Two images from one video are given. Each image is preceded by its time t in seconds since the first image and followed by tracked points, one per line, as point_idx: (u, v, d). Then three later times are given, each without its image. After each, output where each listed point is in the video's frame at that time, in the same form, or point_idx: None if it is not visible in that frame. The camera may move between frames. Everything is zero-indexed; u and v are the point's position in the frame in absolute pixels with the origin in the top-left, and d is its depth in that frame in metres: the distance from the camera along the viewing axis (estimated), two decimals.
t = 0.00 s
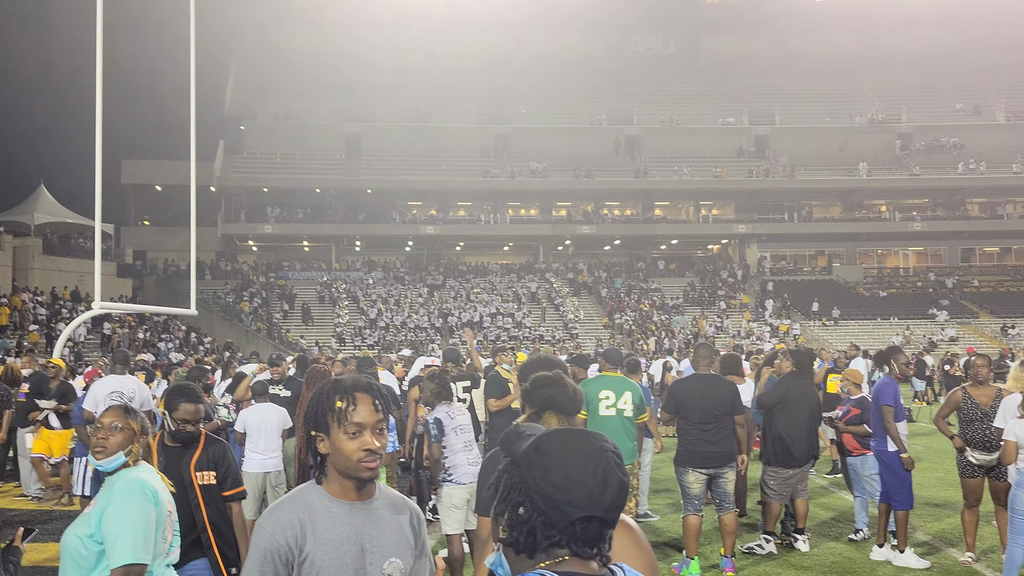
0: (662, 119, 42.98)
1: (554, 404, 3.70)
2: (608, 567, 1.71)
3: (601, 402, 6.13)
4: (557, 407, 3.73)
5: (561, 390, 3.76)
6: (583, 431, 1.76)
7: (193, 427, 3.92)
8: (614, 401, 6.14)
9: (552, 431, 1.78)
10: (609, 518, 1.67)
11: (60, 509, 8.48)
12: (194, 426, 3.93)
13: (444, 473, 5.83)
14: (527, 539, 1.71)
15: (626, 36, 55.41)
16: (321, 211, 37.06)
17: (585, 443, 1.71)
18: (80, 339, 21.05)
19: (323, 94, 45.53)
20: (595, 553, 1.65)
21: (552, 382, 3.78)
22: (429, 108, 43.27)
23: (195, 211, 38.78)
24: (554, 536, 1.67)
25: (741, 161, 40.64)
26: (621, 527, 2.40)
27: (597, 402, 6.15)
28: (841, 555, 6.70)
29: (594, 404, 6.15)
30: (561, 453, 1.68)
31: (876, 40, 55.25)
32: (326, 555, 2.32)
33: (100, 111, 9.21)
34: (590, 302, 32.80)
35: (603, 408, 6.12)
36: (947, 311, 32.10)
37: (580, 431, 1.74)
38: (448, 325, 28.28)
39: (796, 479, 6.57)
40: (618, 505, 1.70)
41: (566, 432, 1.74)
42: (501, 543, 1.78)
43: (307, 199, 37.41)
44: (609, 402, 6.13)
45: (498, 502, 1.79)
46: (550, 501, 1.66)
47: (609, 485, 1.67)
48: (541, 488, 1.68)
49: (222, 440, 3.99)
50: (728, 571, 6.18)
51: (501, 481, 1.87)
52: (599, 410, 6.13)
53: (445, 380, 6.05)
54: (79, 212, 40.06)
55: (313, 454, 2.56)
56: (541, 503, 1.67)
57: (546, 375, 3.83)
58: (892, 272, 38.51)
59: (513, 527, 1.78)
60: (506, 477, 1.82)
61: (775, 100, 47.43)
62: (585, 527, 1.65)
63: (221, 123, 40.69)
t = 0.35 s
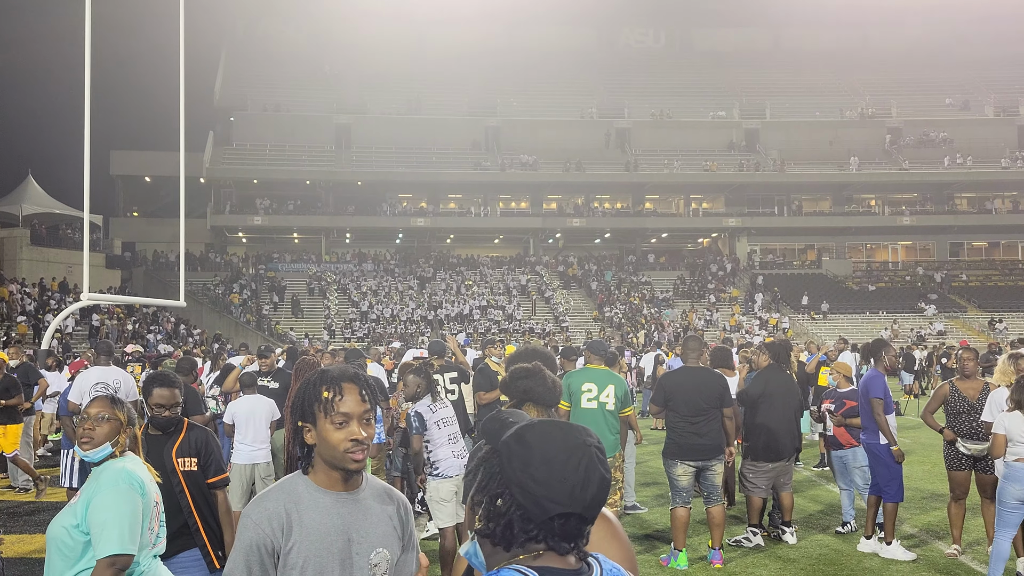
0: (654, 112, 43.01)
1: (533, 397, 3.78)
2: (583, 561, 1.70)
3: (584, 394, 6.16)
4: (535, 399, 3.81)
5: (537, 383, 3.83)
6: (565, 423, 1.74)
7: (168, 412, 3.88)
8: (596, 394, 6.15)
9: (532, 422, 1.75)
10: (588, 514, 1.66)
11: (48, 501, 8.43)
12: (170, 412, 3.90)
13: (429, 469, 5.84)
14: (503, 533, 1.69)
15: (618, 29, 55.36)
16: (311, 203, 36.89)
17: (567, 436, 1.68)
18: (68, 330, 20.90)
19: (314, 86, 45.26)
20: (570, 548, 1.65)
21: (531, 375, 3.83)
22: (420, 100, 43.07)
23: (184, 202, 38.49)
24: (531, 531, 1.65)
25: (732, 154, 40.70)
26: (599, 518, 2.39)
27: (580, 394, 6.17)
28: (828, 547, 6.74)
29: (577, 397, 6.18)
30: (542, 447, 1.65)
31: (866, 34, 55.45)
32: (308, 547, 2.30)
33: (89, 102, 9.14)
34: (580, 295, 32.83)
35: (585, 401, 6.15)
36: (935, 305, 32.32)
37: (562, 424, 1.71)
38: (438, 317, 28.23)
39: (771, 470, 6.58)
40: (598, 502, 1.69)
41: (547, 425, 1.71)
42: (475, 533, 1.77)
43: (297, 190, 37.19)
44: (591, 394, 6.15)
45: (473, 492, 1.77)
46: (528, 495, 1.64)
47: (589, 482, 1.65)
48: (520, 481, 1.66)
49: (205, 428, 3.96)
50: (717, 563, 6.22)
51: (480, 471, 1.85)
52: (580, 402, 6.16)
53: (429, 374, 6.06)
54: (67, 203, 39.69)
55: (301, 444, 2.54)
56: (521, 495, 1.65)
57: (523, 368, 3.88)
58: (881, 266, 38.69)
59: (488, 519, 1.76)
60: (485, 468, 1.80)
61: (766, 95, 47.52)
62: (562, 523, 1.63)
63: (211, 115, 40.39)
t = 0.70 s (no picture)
0: (650, 108, 42.97)
1: (517, 389, 3.52)
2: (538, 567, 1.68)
3: (572, 388, 6.16)
4: (521, 394, 3.54)
5: (522, 377, 3.60)
6: (517, 426, 1.73)
7: (165, 400, 3.80)
8: (584, 388, 6.15)
9: (485, 426, 1.74)
10: (540, 517, 1.63)
11: (42, 496, 8.40)
12: (167, 400, 3.82)
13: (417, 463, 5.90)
14: (452, 535, 1.66)
15: (615, 25, 55.30)
16: (308, 198, 36.78)
17: (519, 438, 1.68)
18: (64, 325, 20.84)
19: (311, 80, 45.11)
20: (522, 554, 1.62)
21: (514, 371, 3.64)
22: (417, 95, 42.95)
23: (180, 197, 38.35)
24: (481, 535, 1.62)
25: (729, 151, 40.70)
26: (579, 517, 2.50)
27: (568, 389, 6.17)
28: (823, 543, 6.75)
29: (565, 391, 6.19)
30: (491, 451, 1.64)
31: (863, 30, 55.48)
32: (301, 541, 2.29)
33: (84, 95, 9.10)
34: (576, 291, 32.81)
35: (573, 395, 6.15)
36: (930, 301, 32.42)
37: (512, 426, 1.70)
38: (435, 312, 28.19)
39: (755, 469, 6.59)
40: (551, 505, 1.67)
41: (498, 427, 1.70)
42: (425, 542, 1.73)
43: (293, 185, 37.09)
44: (580, 388, 6.15)
45: (423, 498, 1.74)
46: (479, 499, 1.61)
47: (540, 484, 1.63)
48: (469, 484, 1.64)
49: (197, 421, 3.90)
50: (712, 558, 6.23)
51: (432, 478, 1.83)
52: (569, 397, 6.17)
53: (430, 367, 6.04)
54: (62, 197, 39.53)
55: (294, 439, 2.53)
56: (469, 500, 1.63)
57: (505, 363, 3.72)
58: (876, 263, 38.77)
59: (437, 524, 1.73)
60: (438, 473, 1.78)
61: (763, 91, 47.52)
62: (513, 525, 1.60)
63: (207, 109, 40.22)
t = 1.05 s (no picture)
0: (654, 107, 42.95)
1: (511, 394, 3.48)
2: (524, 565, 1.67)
3: (574, 388, 6.18)
4: (512, 398, 3.50)
5: (513, 381, 3.53)
6: (495, 422, 1.74)
7: (178, 397, 3.78)
8: (586, 387, 6.18)
9: (465, 423, 1.75)
10: (521, 513, 1.63)
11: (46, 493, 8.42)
12: (180, 397, 3.79)
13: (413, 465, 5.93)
14: (435, 534, 1.67)
15: (618, 23, 55.26)
16: (311, 195, 36.80)
17: (497, 433, 1.69)
18: (67, 321, 20.92)
19: (314, 78, 45.13)
20: (507, 550, 1.62)
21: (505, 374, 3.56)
22: (420, 93, 42.96)
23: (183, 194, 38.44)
24: (463, 533, 1.63)
25: (732, 150, 40.64)
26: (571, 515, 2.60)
27: (570, 388, 6.19)
28: (826, 542, 6.75)
29: (568, 391, 6.20)
30: (469, 446, 1.65)
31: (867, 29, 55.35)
32: (302, 541, 2.29)
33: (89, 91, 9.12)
34: (580, 289, 32.77)
35: (576, 395, 6.17)
36: (934, 301, 32.37)
37: (491, 422, 1.72)
38: (437, 311, 28.21)
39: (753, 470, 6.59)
40: (533, 497, 1.68)
41: (476, 423, 1.71)
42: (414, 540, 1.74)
43: (296, 182, 37.14)
44: (582, 387, 6.17)
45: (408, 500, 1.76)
46: (459, 496, 1.63)
47: (519, 477, 1.63)
48: (449, 483, 1.65)
49: (207, 422, 3.88)
50: (714, 557, 6.25)
51: (416, 480, 1.84)
52: (572, 396, 6.19)
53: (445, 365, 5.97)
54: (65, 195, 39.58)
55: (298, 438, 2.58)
56: (450, 498, 1.64)
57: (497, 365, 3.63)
58: (880, 262, 38.68)
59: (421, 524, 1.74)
60: (422, 474, 1.79)
61: (767, 90, 47.41)
62: (494, 521, 1.61)
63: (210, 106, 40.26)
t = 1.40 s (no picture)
0: (660, 107, 42.91)
1: (524, 392, 3.50)
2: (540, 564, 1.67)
3: (588, 389, 6.15)
4: (528, 397, 3.52)
5: (528, 379, 3.56)
6: (514, 420, 1.71)
7: (197, 393, 3.78)
8: (600, 389, 6.14)
9: (484, 421, 1.72)
10: (540, 513, 1.63)
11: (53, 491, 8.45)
12: (199, 392, 3.80)
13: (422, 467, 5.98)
14: (453, 535, 1.66)
15: (625, 23, 55.21)
16: (317, 195, 36.89)
17: (514, 432, 1.66)
18: (75, 320, 21.01)
19: (320, 78, 45.25)
20: (523, 550, 1.61)
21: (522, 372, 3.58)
22: (426, 93, 43.02)
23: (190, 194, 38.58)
24: (482, 534, 1.62)
25: (739, 150, 40.55)
26: (586, 516, 2.62)
27: (584, 390, 6.17)
28: (832, 544, 6.72)
29: (581, 392, 6.18)
30: (486, 447, 1.64)
31: (874, 29, 55.15)
32: (303, 541, 2.30)
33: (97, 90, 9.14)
34: (586, 289, 32.76)
35: (590, 396, 6.15)
36: (941, 301, 32.22)
37: (509, 422, 1.69)
38: (443, 311, 28.24)
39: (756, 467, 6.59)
40: (550, 498, 1.66)
41: (495, 422, 1.69)
42: (430, 539, 1.73)
43: (303, 182, 37.22)
44: (596, 389, 6.14)
45: (425, 496, 1.76)
46: (476, 497, 1.62)
47: (537, 479, 1.62)
48: (466, 485, 1.64)
49: (228, 423, 3.88)
50: (720, 558, 6.23)
51: (434, 477, 1.82)
52: (585, 398, 6.16)
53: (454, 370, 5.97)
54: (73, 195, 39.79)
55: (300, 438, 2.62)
56: (467, 499, 1.63)
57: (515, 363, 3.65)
58: (887, 263, 38.55)
59: (438, 521, 1.75)
60: (438, 472, 1.79)
61: (774, 90, 47.31)
62: (514, 523, 1.59)
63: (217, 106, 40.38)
